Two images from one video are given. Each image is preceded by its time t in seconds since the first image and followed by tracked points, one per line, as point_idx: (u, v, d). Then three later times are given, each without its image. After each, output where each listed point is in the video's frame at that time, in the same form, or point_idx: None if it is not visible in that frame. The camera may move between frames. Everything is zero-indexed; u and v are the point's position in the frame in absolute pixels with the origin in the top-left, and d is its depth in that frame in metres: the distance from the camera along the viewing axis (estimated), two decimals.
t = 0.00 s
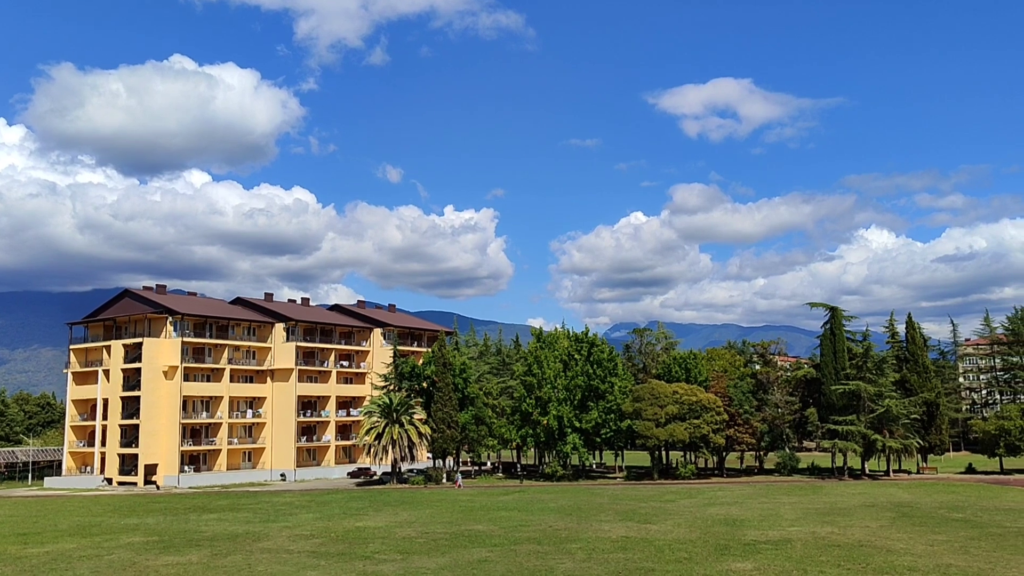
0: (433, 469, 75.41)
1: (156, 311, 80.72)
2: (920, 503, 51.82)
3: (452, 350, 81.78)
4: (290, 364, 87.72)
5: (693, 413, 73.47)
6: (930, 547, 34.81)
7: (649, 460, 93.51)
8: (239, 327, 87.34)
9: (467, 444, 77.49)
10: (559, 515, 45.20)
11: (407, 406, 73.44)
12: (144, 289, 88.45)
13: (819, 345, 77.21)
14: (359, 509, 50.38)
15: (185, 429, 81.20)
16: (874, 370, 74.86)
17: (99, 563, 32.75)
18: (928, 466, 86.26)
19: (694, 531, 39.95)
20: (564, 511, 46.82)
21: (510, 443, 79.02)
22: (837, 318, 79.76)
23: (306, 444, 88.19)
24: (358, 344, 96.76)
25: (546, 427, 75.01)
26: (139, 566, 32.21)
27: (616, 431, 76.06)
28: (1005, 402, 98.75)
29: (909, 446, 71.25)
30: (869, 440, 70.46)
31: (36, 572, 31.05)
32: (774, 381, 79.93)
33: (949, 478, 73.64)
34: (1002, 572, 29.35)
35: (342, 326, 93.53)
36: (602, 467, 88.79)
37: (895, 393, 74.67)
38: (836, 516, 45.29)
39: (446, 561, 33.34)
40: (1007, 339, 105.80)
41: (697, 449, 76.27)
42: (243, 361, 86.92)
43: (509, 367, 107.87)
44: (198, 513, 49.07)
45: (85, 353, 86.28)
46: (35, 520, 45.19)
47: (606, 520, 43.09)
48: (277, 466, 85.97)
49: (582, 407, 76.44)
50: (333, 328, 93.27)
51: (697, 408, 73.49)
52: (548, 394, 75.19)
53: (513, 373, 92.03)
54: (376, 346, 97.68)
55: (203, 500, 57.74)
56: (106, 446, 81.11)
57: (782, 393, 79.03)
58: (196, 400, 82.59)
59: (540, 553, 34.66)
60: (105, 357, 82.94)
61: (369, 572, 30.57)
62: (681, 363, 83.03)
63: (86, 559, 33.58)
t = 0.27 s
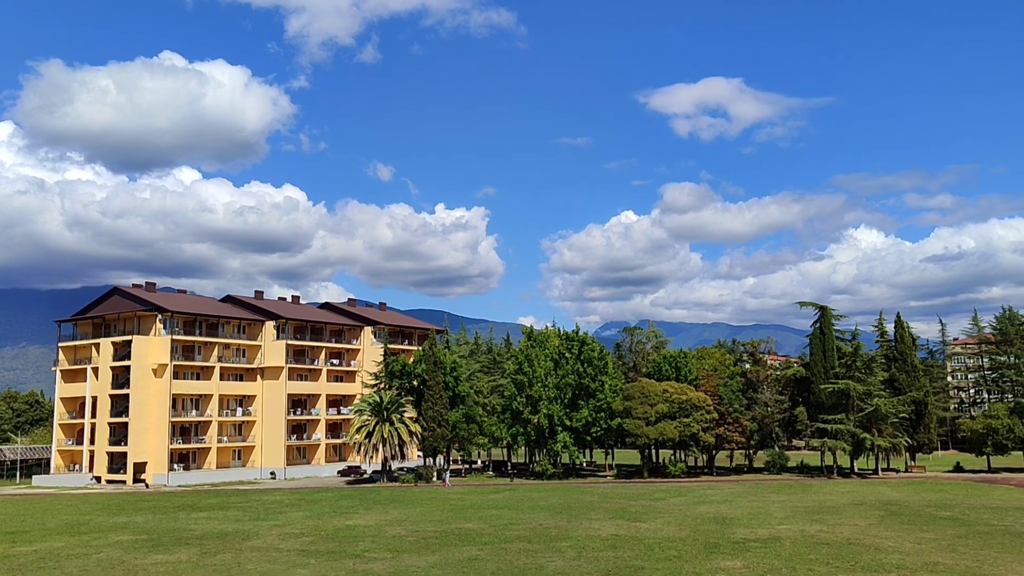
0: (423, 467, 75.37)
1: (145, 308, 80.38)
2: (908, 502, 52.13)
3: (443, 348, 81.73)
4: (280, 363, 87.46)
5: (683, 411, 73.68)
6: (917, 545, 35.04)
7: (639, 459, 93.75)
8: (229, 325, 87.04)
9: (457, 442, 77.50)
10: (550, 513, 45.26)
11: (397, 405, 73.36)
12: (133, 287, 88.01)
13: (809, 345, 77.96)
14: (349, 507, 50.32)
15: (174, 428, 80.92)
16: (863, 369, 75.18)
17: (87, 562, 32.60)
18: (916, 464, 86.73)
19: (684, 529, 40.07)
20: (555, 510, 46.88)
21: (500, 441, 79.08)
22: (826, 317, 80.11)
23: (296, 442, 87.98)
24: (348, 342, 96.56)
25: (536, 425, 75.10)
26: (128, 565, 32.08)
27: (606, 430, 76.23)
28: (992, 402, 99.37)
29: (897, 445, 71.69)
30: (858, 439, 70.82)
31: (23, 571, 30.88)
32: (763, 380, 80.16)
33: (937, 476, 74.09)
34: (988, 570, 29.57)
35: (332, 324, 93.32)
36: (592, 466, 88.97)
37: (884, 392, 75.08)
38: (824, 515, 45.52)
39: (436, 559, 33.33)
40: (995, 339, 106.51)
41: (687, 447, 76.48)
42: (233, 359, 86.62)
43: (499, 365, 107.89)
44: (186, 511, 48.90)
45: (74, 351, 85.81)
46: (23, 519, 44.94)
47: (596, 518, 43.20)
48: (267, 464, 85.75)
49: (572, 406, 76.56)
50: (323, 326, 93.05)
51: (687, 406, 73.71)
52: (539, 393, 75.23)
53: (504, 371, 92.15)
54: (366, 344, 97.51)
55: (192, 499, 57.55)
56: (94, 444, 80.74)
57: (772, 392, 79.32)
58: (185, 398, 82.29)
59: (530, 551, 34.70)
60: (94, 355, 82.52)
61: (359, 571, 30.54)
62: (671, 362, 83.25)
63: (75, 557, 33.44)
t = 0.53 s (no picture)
0: (417, 467, 75.29)
1: (138, 308, 80.14)
2: (902, 501, 52.28)
3: (437, 349, 81.65)
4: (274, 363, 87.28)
5: (677, 411, 73.76)
6: (910, 544, 35.17)
7: (633, 459, 93.80)
8: (223, 325, 86.83)
9: (451, 442, 77.47)
10: (544, 513, 45.29)
11: (391, 405, 73.27)
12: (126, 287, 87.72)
13: (803, 345, 78.11)
14: (343, 507, 50.26)
15: (168, 428, 80.69)
16: (857, 369, 75.38)
17: (79, 563, 32.49)
18: (909, 464, 86.97)
19: (678, 529, 40.13)
20: (549, 510, 46.87)
21: (495, 442, 79.04)
22: (820, 317, 80.31)
23: (290, 442, 87.82)
24: (342, 342, 96.42)
25: (531, 426, 75.10)
26: (120, 565, 31.98)
27: (600, 430, 76.32)
28: (985, 402, 99.70)
29: (890, 445, 71.92)
30: (852, 439, 71.01)
31: (15, 572, 30.75)
32: (757, 380, 80.29)
33: (930, 476, 74.26)
34: (981, 569, 29.68)
35: (326, 324, 93.18)
36: (587, 466, 88.98)
37: (877, 392, 75.25)
38: (817, 514, 45.63)
39: (430, 559, 33.31)
40: (987, 339, 106.89)
41: (681, 447, 76.59)
42: (227, 359, 86.42)
43: (494, 365, 107.84)
44: (180, 511, 48.77)
45: (67, 351, 85.48)
46: (15, 519, 44.75)
47: (590, 518, 43.24)
48: (261, 464, 85.57)
49: (567, 406, 76.58)
50: (317, 326, 92.91)
51: (681, 406, 73.81)
52: (533, 393, 75.22)
53: (498, 371, 92.12)
54: (360, 344, 97.39)
55: (185, 499, 57.38)
56: (88, 444, 80.46)
57: (766, 392, 79.43)
58: (179, 398, 82.07)
59: (524, 551, 34.71)
60: (87, 355, 82.23)
61: (353, 571, 30.50)
62: (665, 362, 83.35)
63: (68, 558, 33.32)
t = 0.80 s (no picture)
0: (411, 468, 75.21)
1: (131, 309, 79.90)
2: (894, 502, 52.47)
3: (431, 350, 81.61)
4: (267, 364, 87.11)
5: (671, 412, 73.87)
6: (903, 544, 35.30)
7: (627, 460, 93.88)
8: (216, 326, 86.63)
9: (445, 443, 77.45)
10: (537, 514, 45.33)
11: (385, 406, 73.19)
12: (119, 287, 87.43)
13: (795, 345, 78.32)
14: (337, 509, 50.19)
15: (161, 429, 80.44)
16: (850, 370, 75.63)
17: (72, 564, 32.37)
18: (902, 464, 87.32)
19: (671, 529, 40.20)
20: (543, 511, 46.87)
21: (489, 443, 79.03)
22: (813, 318, 80.53)
23: (284, 444, 87.64)
24: (336, 343, 96.27)
25: (524, 426, 75.11)
26: (113, 567, 31.87)
27: (594, 431, 76.42)
28: (977, 402, 100.10)
29: (883, 445, 72.16)
30: (845, 440, 71.23)
31: (7, 574, 30.61)
32: (751, 381, 80.44)
33: (923, 477, 74.50)
34: (974, 569, 29.79)
35: (320, 325, 93.04)
36: (580, 467, 89.06)
37: (870, 393, 75.49)
38: (811, 515, 45.75)
39: (424, 561, 33.29)
40: (979, 339, 107.45)
41: (674, 448, 76.73)
42: (220, 360, 86.21)
43: (488, 366, 107.84)
44: (173, 513, 48.64)
45: (59, 352, 85.14)
46: (7, 521, 44.55)
47: (584, 519, 43.28)
48: (254, 466, 85.35)
49: (561, 407, 76.61)
50: (311, 327, 92.76)
51: (675, 407, 73.93)
52: (527, 394, 75.22)
53: (492, 372, 92.13)
54: (354, 345, 97.27)
55: (178, 500, 57.22)
56: (80, 445, 80.14)
57: (759, 393, 79.61)
58: (172, 399, 81.83)
59: (518, 552, 34.72)
60: (79, 356, 81.93)
61: (347, 572, 30.46)
62: (659, 363, 83.47)
63: (60, 560, 33.19)
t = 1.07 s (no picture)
0: (404, 469, 75.11)
1: (123, 310, 79.61)
2: (886, 502, 52.67)
3: (424, 351, 81.55)
4: (259, 364, 86.87)
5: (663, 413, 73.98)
6: (895, 545, 35.45)
7: (620, 460, 93.97)
8: (209, 326, 86.38)
9: (438, 444, 77.42)
10: (530, 515, 45.34)
11: (378, 407, 73.07)
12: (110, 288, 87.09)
13: (788, 346, 78.51)
14: (329, 510, 50.10)
15: (152, 430, 80.14)
16: (842, 371, 75.91)
17: (63, 566, 32.23)
18: (893, 465, 87.69)
19: (664, 530, 40.26)
20: (536, 512, 46.89)
21: (481, 443, 79.02)
22: (806, 319, 80.78)
23: (276, 445, 87.40)
24: (329, 344, 96.07)
25: (517, 427, 75.10)
26: (104, 569, 31.75)
27: (587, 431, 76.51)
28: (968, 403, 100.53)
29: (875, 446, 72.44)
30: (836, 440, 71.49)
31: None
32: (743, 382, 80.60)
33: (914, 477, 74.75)
34: (965, 569, 29.92)
35: (312, 326, 92.83)
36: (573, 468, 89.14)
37: (862, 394, 75.76)
38: (803, 515, 45.89)
39: (417, 562, 33.25)
40: (970, 341, 107.94)
41: (666, 449, 76.88)
42: (212, 361, 85.93)
43: (481, 367, 107.79)
44: (165, 514, 48.50)
45: (50, 352, 84.75)
46: None
47: (577, 520, 43.31)
48: (246, 467, 85.09)
49: (553, 408, 76.64)
50: (303, 328, 92.56)
51: (667, 408, 74.07)
52: (520, 395, 75.22)
53: (485, 373, 92.08)
54: (347, 346, 97.09)
55: (170, 502, 57.03)
56: (71, 447, 79.77)
57: (751, 394, 79.67)
58: (163, 400, 81.53)
59: (511, 553, 34.72)
60: (70, 357, 81.55)
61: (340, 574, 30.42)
62: (652, 364, 83.61)
63: (51, 561, 33.06)
